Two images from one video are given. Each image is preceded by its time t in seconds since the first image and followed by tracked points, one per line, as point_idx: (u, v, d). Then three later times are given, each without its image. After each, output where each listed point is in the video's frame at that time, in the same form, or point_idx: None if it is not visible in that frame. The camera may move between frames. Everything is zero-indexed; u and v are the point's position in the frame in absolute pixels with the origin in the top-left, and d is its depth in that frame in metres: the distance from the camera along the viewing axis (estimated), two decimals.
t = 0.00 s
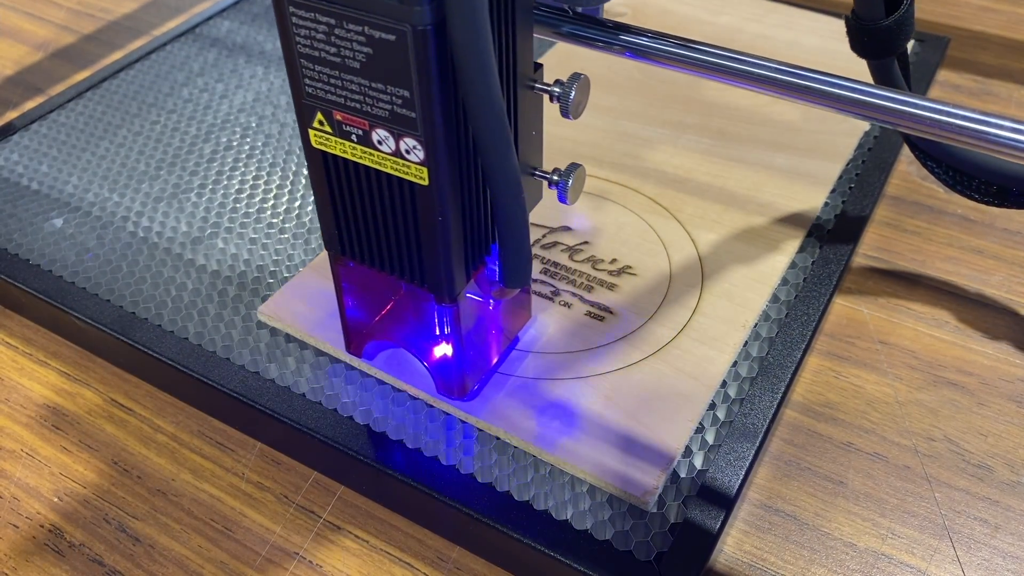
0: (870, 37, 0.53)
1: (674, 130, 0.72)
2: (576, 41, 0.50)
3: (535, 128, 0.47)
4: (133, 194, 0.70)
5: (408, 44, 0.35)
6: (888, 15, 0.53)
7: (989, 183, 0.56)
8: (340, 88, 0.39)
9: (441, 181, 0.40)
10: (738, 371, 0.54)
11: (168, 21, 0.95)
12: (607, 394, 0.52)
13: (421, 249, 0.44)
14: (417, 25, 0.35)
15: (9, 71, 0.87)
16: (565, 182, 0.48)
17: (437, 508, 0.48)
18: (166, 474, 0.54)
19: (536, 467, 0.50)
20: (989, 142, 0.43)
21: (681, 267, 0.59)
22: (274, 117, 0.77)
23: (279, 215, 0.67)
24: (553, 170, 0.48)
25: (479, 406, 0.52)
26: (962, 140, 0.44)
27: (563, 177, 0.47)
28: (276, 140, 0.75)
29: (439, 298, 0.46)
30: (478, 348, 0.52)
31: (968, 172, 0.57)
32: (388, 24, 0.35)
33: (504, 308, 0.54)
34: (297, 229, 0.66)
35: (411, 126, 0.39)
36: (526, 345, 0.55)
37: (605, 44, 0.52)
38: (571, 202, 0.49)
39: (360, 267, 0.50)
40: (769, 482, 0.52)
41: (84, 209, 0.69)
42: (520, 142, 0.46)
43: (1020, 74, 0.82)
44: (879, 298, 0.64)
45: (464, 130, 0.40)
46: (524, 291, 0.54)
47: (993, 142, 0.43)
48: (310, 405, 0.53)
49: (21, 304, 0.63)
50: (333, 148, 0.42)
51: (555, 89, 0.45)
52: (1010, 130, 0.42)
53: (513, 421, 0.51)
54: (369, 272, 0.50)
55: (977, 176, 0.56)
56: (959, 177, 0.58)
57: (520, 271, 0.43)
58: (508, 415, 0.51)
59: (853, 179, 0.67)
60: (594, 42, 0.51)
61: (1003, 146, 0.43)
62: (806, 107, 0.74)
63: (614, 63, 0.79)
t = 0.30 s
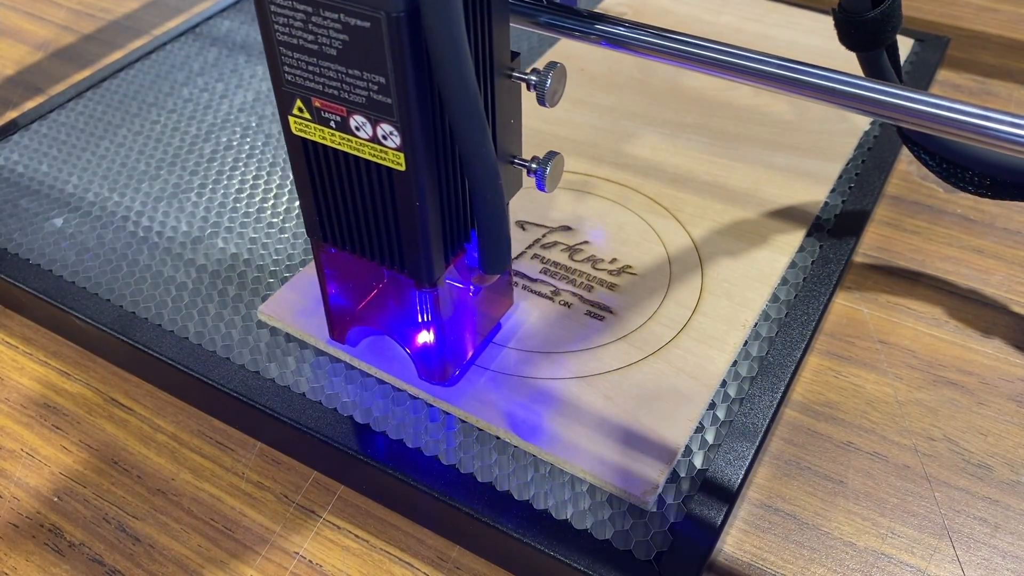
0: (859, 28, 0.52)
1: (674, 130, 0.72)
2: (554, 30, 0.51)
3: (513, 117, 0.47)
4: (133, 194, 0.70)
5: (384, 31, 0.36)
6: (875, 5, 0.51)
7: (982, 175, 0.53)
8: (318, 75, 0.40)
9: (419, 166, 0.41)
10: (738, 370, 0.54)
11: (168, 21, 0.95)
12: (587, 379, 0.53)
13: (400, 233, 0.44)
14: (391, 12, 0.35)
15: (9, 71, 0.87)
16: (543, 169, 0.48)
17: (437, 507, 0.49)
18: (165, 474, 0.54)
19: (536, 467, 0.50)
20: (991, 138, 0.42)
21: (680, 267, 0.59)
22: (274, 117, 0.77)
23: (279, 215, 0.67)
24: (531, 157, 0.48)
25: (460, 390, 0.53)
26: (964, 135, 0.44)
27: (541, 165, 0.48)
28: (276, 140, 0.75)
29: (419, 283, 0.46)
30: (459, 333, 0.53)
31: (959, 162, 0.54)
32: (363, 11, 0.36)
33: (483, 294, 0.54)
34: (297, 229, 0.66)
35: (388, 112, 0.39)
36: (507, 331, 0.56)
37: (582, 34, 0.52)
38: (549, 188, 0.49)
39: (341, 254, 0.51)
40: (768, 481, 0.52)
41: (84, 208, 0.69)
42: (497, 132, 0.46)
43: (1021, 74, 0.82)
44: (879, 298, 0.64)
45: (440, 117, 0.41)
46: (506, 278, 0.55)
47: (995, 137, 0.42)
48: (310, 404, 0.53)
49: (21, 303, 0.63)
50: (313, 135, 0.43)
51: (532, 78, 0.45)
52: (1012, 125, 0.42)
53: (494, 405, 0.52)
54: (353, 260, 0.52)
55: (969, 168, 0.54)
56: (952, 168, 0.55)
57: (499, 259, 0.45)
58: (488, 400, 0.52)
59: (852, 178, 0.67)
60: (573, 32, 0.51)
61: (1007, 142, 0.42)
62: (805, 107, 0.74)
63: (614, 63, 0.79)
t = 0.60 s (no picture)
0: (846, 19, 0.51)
1: (674, 131, 0.72)
2: (537, 21, 0.51)
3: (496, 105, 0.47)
4: (134, 194, 0.70)
5: (363, 18, 0.36)
6: None
7: (975, 167, 0.53)
8: (302, 62, 0.40)
9: (400, 152, 0.41)
10: (737, 371, 0.54)
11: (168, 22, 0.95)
12: (572, 367, 0.54)
13: (385, 220, 0.44)
14: None
15: (9, 71, 0.87)
16: (525, 157, 0.47)
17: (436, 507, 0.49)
18: (165, 474, 0.55)
19: (535, 467, 0.50)
20: (988, 130, 0.42)
21: (680, 267, 0.59)
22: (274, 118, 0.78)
23: (279, 215, 0.67)
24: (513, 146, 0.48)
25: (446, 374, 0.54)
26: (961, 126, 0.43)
27: (523, 152, 0.47)
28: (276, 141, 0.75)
29: (403, 269, 0.47)
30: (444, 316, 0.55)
31: (952, 153, 0.54)
32: None
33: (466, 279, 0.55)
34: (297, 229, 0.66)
35: (369, 98, 0.39)
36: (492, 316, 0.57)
37: (563, 23, 0.50)
38: (530, 176, 0.49)
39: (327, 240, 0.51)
40: (767, 481, 0.53)
41: (84, 209, 0.69)
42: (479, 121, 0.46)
43: (1020, 74, 0.82)
44: (879, 298, 0.64)
45: (422, 104, 0.41)
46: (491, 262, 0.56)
47: (992, 129, 0.42)
48: (310, 404, 0.53)
49: (22, 304, 0.63)
50: (298, 122, 0.43)
51: (512, 66, 0.45)
52: (1010, 117, 0.41)
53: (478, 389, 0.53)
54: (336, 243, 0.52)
55: (963, 159, 0.54)
56: (944, 158, 0.55)
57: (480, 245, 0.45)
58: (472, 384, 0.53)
59: (853, 178, 0.67)
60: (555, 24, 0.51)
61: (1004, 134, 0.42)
62: (805, 108, 0.74)
63: (613, 63, 0.79)
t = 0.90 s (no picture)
0: (833, 9, 0.51)
1: (673, 131, 0.72)
2: (522, 10, 0.50)
3: (484, 93, 0.48)
4: (133, 194, 0.70)
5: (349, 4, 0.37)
6: None
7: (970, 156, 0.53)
8: (290, 48, 0.41)
9: (387, 136, 0.41)
10: (736, 371, 0.54)
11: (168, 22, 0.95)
12: (569, 364, 0.53)
13: (373, 202, 0.45)
14: None
15: (9, 72, 0.87)
16: (511, 143, 0.48)
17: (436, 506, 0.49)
18: (165, 474, 0.55)
19: (535, 467, 0.50)
20: (990, 121, 0.41)
21: (680, 267, 0.59)
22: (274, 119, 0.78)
23: (278, 216, 0.67)
24: (499, 132, 0.48)
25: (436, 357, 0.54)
26: (961, 118, 0.42)
27: (509, 139, 0.48)
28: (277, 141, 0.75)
29: (392, 251, 0.47)
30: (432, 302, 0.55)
31: (947, 143, 0.54)
32: None
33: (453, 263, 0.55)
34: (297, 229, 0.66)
35: (356, 83, 0.40)
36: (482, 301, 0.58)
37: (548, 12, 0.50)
38: (516, 163, 0.49)
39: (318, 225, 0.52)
40: (767, 481, 0.53)
41: (85, 209, 0.69)
42: (466, 109, 0.46)
43: (1020, 75, 0.82)
44: (878, 299, 0.64)
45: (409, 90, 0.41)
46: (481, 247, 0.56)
47: (994, 120, 0.41)
48: (310, 404, 0.53)
49: (22, 304, 0.63)
50: (288, 107, 0.43)
51: (498, 53, 0.45)
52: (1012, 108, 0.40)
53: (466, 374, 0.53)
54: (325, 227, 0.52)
55: (958, 148, 0.53)
56: (939, 147, 0.54)
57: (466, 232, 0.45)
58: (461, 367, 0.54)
59: (852, 179, 0.68)
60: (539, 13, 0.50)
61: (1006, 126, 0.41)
62: (804, 108, 0.74)
63: (613, 64, 0.79)
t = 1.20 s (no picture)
0: None
1: (673, 131, 0.72)
2: None
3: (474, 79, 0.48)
4: (134, 195, 0.70)
5: None
6: None
7: (967, 144, 0.53)
8: (285, 33, 0.41)
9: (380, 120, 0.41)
10: (736, 371, 0.54)
11: (169, 23, 0.95)
12: (568, 364, 0.53)
13: (366, 188, 0.45)
14: None
15: (9, 72, 0.87)
16: (502, 130, 0.48)
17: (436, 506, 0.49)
18: (166, 474, 0.55)
19: (534, 468, 0.50)
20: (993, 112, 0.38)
21: (680, 268, 0.59)
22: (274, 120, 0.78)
23: (279, 216, 0.67)
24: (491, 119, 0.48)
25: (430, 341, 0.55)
26: (963, 109, 0.39)
27: (502, 125, 0.48)
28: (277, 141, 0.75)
29: (384, 235, 0.47)
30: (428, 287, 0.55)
31: (943, 131, 0.55)
32: None
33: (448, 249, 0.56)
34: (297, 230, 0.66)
35: (349, 67, 0.40)
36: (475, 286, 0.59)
37: None
38: (508, 149, 0.49)
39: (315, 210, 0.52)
40: (766, 482, 0.53)
41: (85, 210, 0.69)
42: (458, 96, 0.47)
43: (1020, 75, 0.82)
44: (878, 299, 0.64)
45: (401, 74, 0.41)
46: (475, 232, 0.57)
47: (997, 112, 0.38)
48: (310, 405, 0.53)
49: (23, 305, 0.63)
50: (283, 93, 0.44)
51: (490, 40, 0.45)
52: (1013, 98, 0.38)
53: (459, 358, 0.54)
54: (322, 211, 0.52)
55: (954, 136, 0.54)
56: (934, 135, 0.55)
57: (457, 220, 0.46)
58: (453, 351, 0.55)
59: (851, 179, 0.68)
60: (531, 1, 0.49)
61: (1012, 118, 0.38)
62: (804, 108, 0.74)
63: (613, 65, 0.79)
